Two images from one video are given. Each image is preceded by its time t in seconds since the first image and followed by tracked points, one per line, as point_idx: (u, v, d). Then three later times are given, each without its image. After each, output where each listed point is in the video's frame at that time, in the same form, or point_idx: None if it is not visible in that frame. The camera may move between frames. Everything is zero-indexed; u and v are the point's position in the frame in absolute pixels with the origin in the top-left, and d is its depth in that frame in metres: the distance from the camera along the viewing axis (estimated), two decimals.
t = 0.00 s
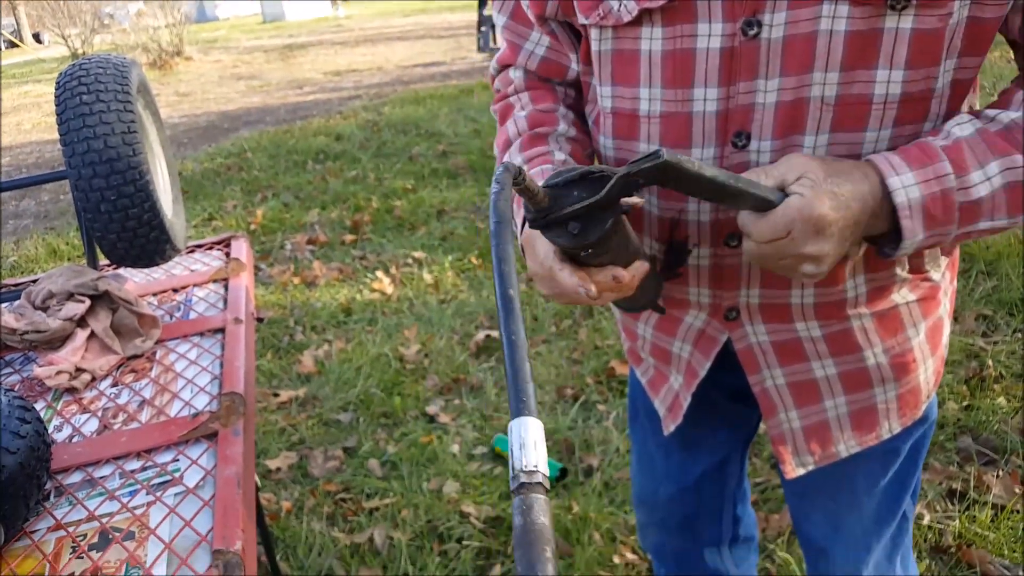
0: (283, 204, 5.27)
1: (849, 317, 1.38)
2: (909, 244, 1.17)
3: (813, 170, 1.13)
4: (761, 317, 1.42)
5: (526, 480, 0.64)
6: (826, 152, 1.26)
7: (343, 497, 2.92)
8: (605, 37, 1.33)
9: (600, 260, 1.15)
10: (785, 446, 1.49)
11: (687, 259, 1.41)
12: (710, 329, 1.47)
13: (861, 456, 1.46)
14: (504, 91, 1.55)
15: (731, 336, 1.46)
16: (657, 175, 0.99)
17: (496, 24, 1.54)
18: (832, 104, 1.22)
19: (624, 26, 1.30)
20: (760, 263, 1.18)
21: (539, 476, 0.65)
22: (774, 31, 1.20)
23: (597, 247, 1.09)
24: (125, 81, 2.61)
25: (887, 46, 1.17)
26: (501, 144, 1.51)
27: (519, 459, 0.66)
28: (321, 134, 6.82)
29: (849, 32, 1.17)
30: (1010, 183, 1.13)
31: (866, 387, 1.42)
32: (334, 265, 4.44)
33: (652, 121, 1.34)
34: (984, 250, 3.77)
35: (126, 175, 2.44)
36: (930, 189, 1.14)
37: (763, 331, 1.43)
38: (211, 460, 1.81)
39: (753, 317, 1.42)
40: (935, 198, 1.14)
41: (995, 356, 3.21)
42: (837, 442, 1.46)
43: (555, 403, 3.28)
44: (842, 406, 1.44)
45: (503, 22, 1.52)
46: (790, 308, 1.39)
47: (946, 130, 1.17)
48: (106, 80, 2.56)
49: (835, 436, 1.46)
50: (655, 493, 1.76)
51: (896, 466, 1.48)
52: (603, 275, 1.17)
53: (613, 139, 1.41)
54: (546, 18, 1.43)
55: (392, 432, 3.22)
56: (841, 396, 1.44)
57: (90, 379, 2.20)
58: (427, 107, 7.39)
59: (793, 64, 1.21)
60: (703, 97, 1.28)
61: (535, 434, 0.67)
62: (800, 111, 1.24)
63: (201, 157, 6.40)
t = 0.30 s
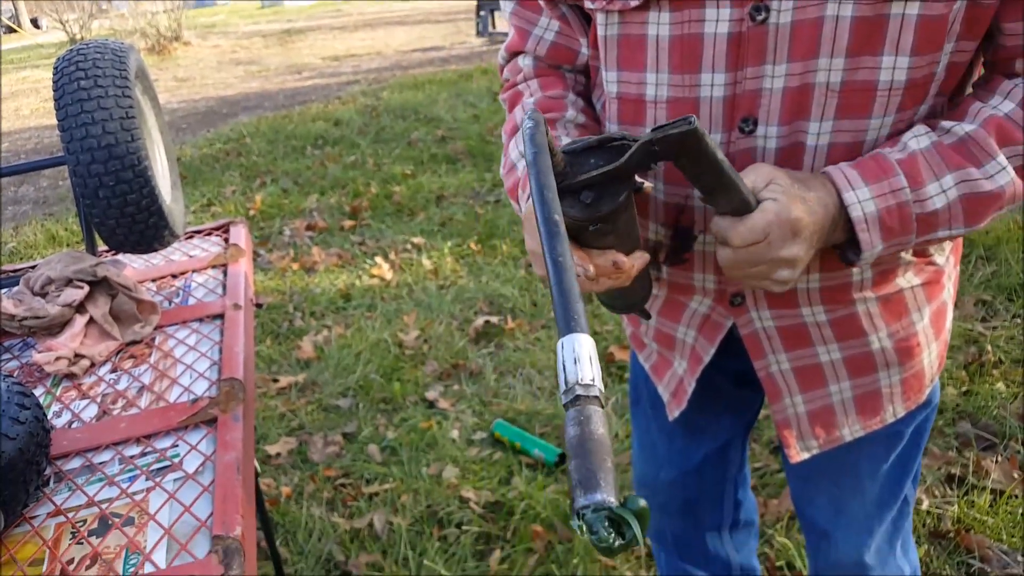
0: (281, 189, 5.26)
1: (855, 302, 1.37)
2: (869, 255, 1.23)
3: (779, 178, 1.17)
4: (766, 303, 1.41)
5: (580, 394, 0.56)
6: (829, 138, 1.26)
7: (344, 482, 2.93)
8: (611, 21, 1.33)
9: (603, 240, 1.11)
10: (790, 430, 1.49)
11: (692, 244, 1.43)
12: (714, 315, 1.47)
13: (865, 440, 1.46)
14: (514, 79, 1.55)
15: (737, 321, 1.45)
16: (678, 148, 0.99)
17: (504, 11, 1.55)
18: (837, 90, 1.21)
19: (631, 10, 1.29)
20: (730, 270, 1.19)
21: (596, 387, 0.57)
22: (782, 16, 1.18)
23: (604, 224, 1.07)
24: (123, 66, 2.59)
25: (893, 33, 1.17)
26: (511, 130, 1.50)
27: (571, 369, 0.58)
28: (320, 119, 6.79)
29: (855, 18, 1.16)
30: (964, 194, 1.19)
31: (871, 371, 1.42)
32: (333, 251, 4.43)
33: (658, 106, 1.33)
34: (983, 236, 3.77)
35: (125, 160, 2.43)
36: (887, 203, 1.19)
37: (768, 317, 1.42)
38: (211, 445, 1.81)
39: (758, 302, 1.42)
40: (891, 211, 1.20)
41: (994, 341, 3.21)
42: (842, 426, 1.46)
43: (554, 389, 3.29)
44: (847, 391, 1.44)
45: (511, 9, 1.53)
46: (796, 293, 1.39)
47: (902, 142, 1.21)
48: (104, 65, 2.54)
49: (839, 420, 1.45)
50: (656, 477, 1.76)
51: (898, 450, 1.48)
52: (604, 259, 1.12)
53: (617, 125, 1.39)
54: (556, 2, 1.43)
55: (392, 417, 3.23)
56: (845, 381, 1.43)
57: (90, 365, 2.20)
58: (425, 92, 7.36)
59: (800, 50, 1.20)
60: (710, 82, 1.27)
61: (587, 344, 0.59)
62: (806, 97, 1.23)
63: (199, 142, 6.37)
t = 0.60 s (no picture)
0: (278, 173, 5.24)
1: (857, 284, 1.37)
2: (852, 234, 1.22)
3: (764, 160, 1.17)
4: (768, 287, 1.40)
5: (556, 455, 0.60)
6: (830, 118, 1.24)
7: (344, 466, 2.94)
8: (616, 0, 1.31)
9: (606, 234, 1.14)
10: (790, 414, 1.48)
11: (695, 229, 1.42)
12: (716, 299, 1.46)
13: (866, 423, 1.46)
14: (516, 58, 1.54)
15: (739, 306, 1.44)
16: (672, 146, 0.98)
17: None
18: (840, 71, 1.20)
19: None
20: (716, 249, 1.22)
21: (570, 448, 0.61)
22: None
23: (604, 220, 1.08)
24: (117, 50, 2.57)
25: (898, 14, 1.14)
26: (514, 110, 1.50)
27: (548, 429, 0.62)
28: (317, 102, 6.75)
29: None
30: (949, 177, 1.17)
31: (872, 354, 1.41)
32: (331, 235, 4.42)
33: (663, 87, 1.32)
34: (984, 218, 3.76)
35: (120, 146, 2.41)
36: (871, 183, 1.19)
37: (770, 300, 1.41)
38: (210, 430, 1.81)
39: (759, 286, 1.41)
40: (875, 191, 1.19)
41: (993, 324, 3.21)
42: (843, 409, 1.45)
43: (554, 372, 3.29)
44: (849, 374, 1.43)
45: None
46: (798, 276, 1.38)
47: (891, 122, 1.21)
48: (98, 50, 2.51)
49: (840, 403, 1.45)
50: (657, 459, 1.76)
51: (899, 433, 1.49)
52: (606, 251, 1.15)
53: (622, 105, 1.39)
54: None
55: (392, 402, 3.23)
56: (847, 363, 1.43)
57: (88, 351, 2.19)
58: (423, 74, 7.31)
59: (805, 30, 1.18)
60: (715, 63, 1.26)
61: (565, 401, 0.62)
62: (809, 78, 1.22)
63: (195, 126, 6.33)
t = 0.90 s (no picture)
0: (274, 151, 5.20)
1: (858, 261, 1.36)
2: (841, 210, 1.21)
3: (754, 136, 1.17)
4: (768, 265, 1.40)
5: (557, 443, 0.61)
6: (829, 93, 1.23)
7: (344, 444, 2.94)
8: None
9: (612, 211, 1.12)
10: (790, 391, 1.48)
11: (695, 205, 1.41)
12: (717, 278, 1.46)
13: (865, 401, 1.46)
14: (524, 32, 1.54)
15: (739, 284, 1.44)
16: (677, 124, 0.97)
17: None
18: (841, 46, 1.18)
19: None
20: (705, 227, 1.21)
21: (572, 436, 0.62)
22: None
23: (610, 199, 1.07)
24: (109, 26, 2.53)
25: None
26: (521, 85, 1.50)
27: (550, 418, 0.63)
28: (312, 78, 6.69)
29: None
30: (941, 156, 1.17)
31: (873, 332, 1.41)
32: (328, 214, 4.40)
33: (665, 61, 1.30)
34: (982, 195, 3.74)
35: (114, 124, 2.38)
36: (862, 160, 1.18)
37: (771, 279, 1.40)
38: (208, 410, 1.80)
39: (760, 265, 1.40)
40: (866, 167, 1.18)
41: (991, 301, 3.20)
42: (842, 386, 1.45)
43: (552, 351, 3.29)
44: (849, 351, 1.43)
45: None
46: (799, 253, 1.37)
47: (885, 100, 1.19)
48: (90, 26, 2.48)
49: (840, 380, 1.44)
50: (656, 437, 1.75)
51: (899, 410, 1.49)
52: (613, 228, 1.14)
53: (624, 80, 1.37)
54: None
55: (391, 380, 3.23)
56: (847, 341, 1.42)
57: (85, 332, 2.19)
58: (419, 50, 7.23)
59: (809, 5, 1.17)
60: (718, 38, 1.24)
61: (566, 390, 0.63)
62: (811, 53, 1.21)
63: (190, 104, 6.28)
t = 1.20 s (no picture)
0: (268, 120, 5.14)
1: (860, 230, 1.35)
2: (840, 179, 1.19)
3: (747, 105, 1.16)
4: (769, 233, 1.38)
5: (545, 405, 0.62)
6: (831, 61, 1.21)
7: (342, 414, 2.95)
8: None
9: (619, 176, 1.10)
10: (789, 360, 1.47)
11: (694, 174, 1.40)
12: (717, 247, 1.45)
13: (864, 369, 1.46)
14: None
15: (739, 254, 1.42)
16: (680, 86, 0.97)
17: None
18: (845, 14, 1.16)
19: None
20: (698, 197, 1.18)
21: (560, 399, 0.62)
22: None
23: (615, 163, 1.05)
24: None
25: None
26: (524, 51, 1.47)
27: (538, 380, 0.64)
28: (306, 47, 6.60)
29: None
30: (939, 125, 1.14)
31: (873, 301, 1.40)
32: (323, 184, 4.37)
33: (668, 28, 1.27)
34: (982, 164, 3.72)
35: (105, 93, 2.34)
36: (861, 128, 1.16)
37: (772, 248, 1.39)
38: (205, 381, 1.80)
39: (760, 233, 1.39)
40: (865, 136, 1.16)
41: (989, 270, 3.20)
42: (842, 355, 1.44)
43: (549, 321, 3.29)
44: (849, 320, 1.42)
45: None
46: (800, 222, 1.36)
47: (885, 69, 1.17)
48: None
49: (839, 348, 1.44)
50: (654, 406, 1.75)
51: (897, 378, 1.49)
52: (622, 194, 1.12)
53: (627, 46, 1.34)
54: None
55: (388, 351, 3.23)
56: (847, 310, 1.42)
57: (79, 303, 2.17)
58: (414, 17, 7.13)
59: None
60: (722, 4, 1.21)
61: (556, 352, 0.65)
62: (815, 20, 1.18)
63: (182, 73, 6.21)
